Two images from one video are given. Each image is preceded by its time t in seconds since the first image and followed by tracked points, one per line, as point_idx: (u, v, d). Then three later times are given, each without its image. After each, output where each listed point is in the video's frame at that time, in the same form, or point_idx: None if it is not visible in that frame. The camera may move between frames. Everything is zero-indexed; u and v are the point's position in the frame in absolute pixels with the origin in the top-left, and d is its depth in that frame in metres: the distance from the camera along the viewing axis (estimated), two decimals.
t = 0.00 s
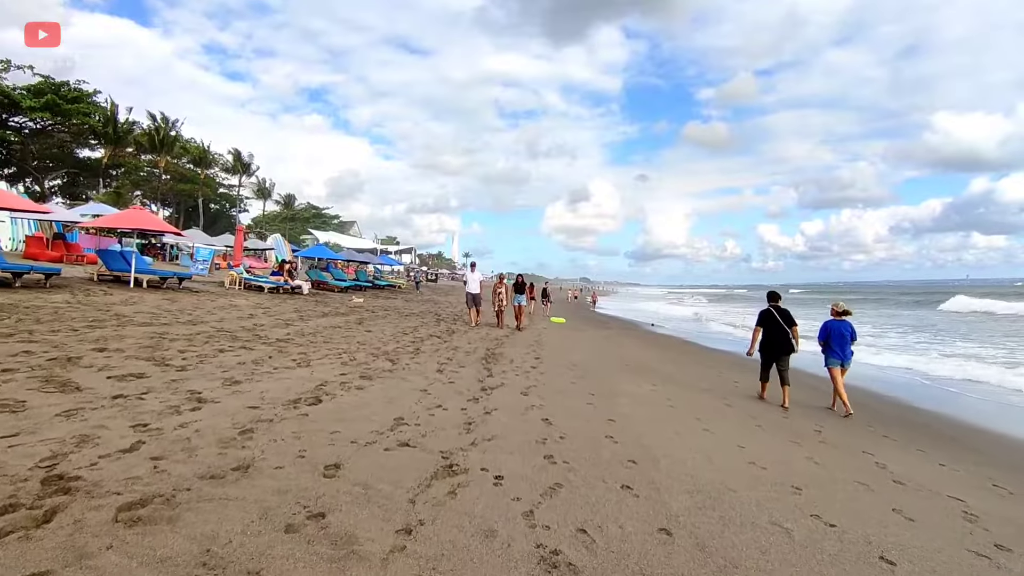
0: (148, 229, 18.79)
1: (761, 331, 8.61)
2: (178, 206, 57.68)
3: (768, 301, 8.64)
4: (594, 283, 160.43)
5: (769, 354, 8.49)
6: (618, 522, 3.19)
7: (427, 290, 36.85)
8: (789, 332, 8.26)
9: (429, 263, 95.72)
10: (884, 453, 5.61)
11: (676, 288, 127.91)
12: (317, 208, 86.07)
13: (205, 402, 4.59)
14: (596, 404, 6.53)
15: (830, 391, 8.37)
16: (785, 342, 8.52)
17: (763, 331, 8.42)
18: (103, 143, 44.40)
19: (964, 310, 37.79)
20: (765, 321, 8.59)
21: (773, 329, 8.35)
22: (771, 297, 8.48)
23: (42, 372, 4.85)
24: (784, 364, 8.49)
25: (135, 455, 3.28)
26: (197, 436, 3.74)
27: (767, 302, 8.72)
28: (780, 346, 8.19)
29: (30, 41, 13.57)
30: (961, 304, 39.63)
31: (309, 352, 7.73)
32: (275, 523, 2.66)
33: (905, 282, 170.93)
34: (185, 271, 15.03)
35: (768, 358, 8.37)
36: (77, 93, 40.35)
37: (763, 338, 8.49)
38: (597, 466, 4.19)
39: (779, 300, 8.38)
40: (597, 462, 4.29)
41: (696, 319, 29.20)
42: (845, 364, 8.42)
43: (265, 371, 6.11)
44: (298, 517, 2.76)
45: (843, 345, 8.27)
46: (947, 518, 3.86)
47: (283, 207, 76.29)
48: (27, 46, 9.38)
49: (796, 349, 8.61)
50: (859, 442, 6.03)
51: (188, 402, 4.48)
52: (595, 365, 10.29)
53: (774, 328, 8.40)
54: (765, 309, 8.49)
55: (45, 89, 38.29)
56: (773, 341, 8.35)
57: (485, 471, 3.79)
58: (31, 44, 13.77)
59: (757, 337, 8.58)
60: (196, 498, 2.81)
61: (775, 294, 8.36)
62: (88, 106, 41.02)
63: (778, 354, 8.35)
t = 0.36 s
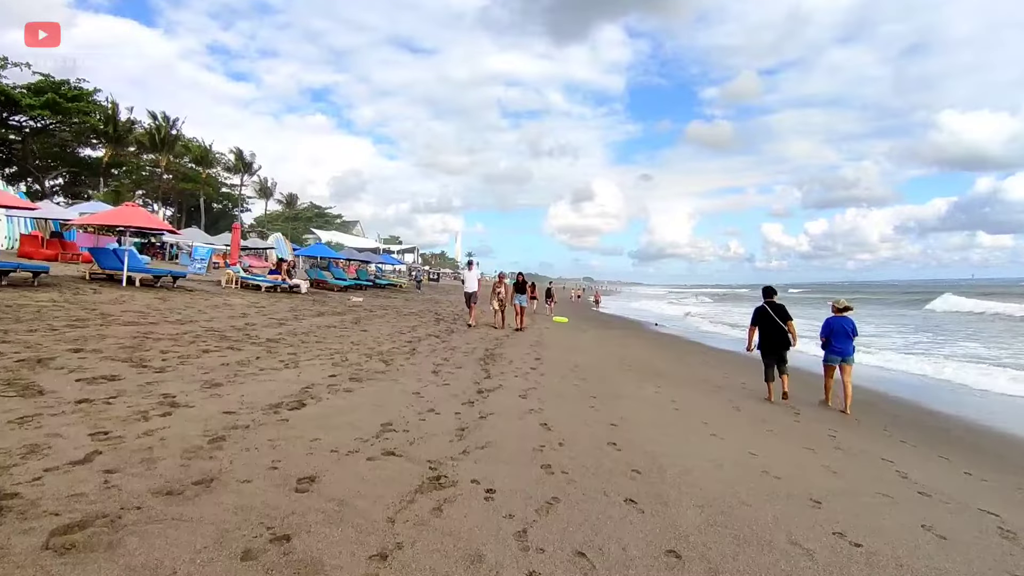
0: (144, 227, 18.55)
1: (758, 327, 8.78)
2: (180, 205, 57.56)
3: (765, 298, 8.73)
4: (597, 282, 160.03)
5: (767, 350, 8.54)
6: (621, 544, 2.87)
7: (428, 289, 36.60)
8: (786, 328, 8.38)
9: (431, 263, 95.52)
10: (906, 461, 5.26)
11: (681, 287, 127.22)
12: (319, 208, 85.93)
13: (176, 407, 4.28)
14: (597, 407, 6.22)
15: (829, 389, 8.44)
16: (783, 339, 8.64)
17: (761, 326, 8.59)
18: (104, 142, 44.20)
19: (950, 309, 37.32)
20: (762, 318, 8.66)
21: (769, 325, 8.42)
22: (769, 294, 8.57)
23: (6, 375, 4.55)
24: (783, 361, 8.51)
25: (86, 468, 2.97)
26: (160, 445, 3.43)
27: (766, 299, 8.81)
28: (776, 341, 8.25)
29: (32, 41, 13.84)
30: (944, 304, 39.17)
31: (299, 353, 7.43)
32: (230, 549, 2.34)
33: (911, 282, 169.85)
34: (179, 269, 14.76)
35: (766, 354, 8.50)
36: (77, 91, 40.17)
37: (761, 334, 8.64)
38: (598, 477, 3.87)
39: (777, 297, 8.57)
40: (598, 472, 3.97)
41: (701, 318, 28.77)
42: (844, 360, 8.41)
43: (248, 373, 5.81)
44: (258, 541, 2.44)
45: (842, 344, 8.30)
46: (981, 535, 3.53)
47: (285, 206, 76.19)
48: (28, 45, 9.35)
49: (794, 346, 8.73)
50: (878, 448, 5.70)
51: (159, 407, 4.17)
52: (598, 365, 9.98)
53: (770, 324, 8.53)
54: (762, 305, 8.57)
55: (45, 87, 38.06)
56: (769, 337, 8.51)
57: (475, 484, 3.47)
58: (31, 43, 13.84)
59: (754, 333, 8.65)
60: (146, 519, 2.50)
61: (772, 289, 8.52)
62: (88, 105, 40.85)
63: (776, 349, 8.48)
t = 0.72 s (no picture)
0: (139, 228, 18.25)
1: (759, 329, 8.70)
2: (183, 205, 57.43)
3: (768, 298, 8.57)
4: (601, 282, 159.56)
5: (768, 352, 8.42)
6: None
7: (430, 289, 36.30)
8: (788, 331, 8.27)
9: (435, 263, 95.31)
10: (932, 478, 4.88)
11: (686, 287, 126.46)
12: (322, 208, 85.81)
13: (137, 421, 3.92)
14: (598, 418, 5.85)
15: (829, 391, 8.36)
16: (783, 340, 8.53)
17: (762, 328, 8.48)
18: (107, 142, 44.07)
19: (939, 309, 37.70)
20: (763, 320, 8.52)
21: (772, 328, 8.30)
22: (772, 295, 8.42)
23: None
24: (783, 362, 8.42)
25: (17, 497, 2.62)
26: (108, 468, 3.07)
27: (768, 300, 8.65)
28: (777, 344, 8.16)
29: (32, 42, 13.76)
30: (937, 304, 39.10)
31: (287, 358, 7.09)
32: None
33: (918, 281, 168.69)
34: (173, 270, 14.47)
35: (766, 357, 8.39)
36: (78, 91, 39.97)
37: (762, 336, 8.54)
38: (597, 502, 3.51)
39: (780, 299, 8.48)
40: (597, 495, 3.61)
41: (707, 319, 28.32)
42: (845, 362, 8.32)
43: (227, 381, 5.46)
44: None
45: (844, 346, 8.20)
46: None
47: (288, 206, 76.06)
48: (26, 45, 9.23)
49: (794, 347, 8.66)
50: (900, 462, 5.31)
51: (117, 423, 3.81)
52: (600, 370, 9.62)
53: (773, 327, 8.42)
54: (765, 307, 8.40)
55: (46, 87, 37.86)
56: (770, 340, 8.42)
57: (458, 511, 3.11)
58: (30, 44, 13.76)
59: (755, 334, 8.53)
60: (70, 565, 2.15)
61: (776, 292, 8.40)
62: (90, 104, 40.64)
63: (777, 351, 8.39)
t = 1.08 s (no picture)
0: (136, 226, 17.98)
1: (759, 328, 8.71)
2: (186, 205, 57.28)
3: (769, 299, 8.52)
4: (605, 283, 158.98)
5: (768, 352, 8.42)
6: None
7: (432, 290, 35.99)
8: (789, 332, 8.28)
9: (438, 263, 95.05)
10: (963, 493, 4.51)
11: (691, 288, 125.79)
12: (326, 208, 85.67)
13: (98, 431, 3.60)
14: (602, 425, 5.50)
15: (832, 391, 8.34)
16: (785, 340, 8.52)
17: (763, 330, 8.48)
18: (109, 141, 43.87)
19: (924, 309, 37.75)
20: (764, 321, 8.49)
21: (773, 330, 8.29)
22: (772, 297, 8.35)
23: None
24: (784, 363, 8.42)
25: None
26: (52, 486, 2.74)
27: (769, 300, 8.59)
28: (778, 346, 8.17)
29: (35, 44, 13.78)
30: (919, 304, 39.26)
31: (275, 361, 6.76)
32: None
33: (924, 282, 167.61)
34: (168, 270, 14.18)
35: (767, 359, 8.41)
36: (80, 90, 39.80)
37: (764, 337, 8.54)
38: (602, 523, 3.18)
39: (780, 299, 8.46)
40: (600, 516, 3.27)
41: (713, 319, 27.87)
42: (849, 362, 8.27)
43: (206, 386, 5.13)
44: None
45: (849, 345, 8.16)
46: None
47: (291, 207, 75.93)
48: (28, 44, 9.06)
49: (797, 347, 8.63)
50: (927, 474, 4.95)
51: (75, 433, 3.49)
52: (604, 373, 9.28)
53: (774, 329, 8.40)
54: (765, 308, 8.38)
55: (47, 86, 37.61)
56: (771, 341, 8.44)
57: (444, 537, 2.77)
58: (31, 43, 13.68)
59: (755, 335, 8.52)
60: None
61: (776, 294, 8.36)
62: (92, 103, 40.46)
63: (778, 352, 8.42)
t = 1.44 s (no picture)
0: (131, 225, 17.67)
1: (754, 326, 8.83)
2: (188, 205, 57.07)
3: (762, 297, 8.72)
4: (608, 283, 158.63)
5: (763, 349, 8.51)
6: None
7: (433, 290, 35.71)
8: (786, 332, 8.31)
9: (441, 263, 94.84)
10: (998, 512, 4.13)
11: (696, 287, 125.14)
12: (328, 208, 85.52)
13: (43, 445, 3.24)
14: (603, 435, 5.14)
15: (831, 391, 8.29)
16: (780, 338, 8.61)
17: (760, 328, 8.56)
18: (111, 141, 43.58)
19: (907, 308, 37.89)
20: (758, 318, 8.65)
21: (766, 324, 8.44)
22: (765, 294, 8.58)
23: None
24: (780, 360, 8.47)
25: None
26: None
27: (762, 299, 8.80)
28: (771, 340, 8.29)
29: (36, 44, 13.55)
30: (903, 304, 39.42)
31: (259, 365, 6.41)
32: None
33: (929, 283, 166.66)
34: (161, 269, 13.86)
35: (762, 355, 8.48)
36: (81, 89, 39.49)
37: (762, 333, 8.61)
38: (602, 554, 2.81)
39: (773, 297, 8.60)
40: (599, 544, 2.90)
41: (718, 320, 27.46)
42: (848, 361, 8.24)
43: (178, 392, 4.78)
44: None
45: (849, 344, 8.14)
46: None
47: (293, 206, 75.77)
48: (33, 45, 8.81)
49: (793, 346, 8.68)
50: (956, 490, 4.58)
51: (16, 449, 3.13)
52: (606, 376, 8.92)
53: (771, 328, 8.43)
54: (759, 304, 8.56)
55: (47, 84, 37.24)
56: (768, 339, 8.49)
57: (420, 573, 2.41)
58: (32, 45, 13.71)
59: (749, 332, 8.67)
60: None
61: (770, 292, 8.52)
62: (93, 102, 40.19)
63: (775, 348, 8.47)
